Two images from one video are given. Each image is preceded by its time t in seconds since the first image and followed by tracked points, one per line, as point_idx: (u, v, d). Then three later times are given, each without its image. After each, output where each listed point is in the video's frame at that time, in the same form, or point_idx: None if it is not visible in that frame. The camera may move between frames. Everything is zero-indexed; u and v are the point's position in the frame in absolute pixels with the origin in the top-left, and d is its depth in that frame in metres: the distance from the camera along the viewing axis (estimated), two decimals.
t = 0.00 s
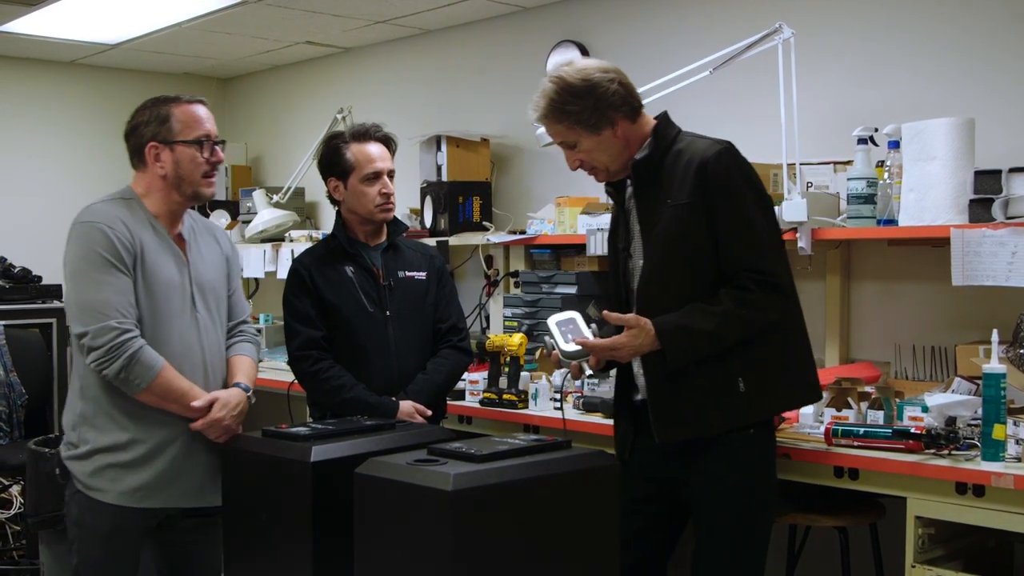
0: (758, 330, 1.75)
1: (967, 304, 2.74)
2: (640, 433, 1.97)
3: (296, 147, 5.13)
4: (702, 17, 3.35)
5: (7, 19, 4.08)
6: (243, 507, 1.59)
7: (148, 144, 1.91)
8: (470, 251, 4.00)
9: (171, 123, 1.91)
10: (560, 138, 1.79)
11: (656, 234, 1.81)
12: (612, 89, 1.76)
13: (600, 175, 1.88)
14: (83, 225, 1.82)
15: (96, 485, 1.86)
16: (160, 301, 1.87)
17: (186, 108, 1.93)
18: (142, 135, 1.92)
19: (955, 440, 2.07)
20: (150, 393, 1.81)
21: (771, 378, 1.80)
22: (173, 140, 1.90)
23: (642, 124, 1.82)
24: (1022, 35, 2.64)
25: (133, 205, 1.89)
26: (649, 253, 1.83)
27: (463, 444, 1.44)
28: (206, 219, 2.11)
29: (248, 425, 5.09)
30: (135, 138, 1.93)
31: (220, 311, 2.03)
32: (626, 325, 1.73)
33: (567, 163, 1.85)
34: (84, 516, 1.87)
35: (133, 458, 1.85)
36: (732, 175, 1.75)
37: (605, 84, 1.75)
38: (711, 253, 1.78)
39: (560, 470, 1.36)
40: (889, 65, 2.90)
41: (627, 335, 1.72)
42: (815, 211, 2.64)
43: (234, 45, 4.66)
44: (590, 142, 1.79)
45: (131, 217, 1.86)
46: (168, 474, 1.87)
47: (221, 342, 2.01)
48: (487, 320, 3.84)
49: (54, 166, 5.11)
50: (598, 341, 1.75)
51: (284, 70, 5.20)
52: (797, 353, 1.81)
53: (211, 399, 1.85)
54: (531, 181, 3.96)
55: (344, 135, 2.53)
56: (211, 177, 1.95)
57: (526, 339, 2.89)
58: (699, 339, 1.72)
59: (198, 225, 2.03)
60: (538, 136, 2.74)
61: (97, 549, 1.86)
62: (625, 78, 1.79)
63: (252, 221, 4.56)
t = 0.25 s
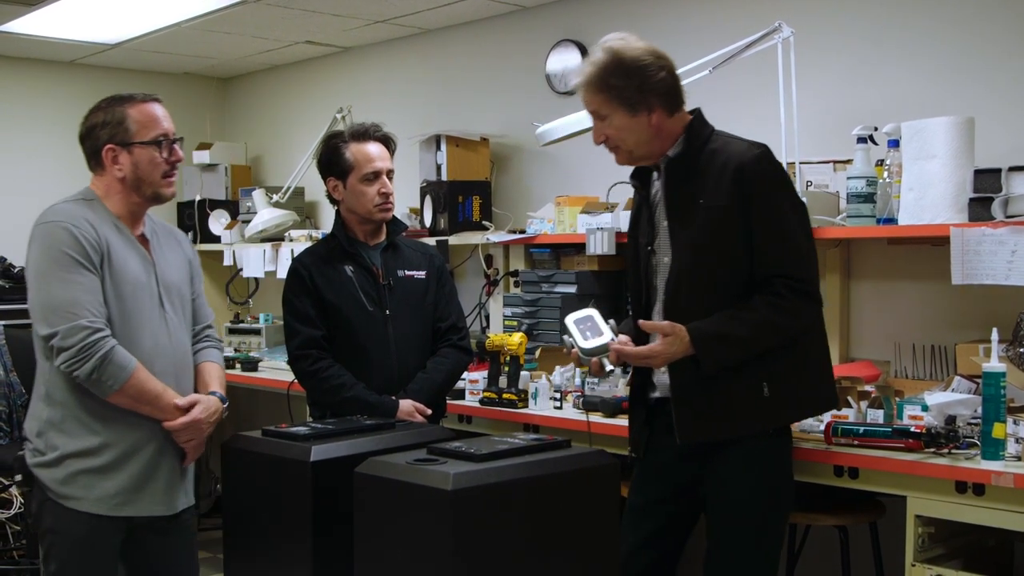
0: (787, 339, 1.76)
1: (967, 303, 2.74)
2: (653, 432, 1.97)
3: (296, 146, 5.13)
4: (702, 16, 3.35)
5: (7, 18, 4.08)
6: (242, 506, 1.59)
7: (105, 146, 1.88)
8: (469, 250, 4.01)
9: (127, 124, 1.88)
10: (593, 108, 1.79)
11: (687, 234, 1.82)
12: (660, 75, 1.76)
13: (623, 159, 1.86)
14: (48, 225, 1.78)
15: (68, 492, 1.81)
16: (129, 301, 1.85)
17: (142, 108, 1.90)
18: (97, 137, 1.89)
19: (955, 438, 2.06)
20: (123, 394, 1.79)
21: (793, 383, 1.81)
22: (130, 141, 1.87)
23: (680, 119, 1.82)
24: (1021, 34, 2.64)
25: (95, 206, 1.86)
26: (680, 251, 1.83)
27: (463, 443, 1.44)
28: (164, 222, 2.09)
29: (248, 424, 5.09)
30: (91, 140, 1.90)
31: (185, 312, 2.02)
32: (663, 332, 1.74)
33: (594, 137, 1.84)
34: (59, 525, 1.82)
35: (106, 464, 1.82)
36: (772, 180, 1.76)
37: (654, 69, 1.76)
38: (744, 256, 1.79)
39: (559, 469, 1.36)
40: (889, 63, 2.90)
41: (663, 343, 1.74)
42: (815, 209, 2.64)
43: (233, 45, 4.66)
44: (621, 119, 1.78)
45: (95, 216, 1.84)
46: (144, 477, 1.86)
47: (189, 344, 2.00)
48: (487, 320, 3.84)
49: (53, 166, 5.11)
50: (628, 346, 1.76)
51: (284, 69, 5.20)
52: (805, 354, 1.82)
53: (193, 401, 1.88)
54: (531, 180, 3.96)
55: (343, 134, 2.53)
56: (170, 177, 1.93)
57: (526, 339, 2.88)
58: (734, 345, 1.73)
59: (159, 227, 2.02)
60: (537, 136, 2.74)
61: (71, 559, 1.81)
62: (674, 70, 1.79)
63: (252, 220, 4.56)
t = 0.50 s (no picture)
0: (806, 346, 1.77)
1: (966, 303, 2.74)
2: (661, 429, 1.98)
3: (296, 145, 5.13)
4: (700, 16, 3.35)
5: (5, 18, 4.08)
6: (240, 507, 1.59)
7: (70, 149, 1.87)
8: (468, 250, 4.01)
9: (92, 126, 1.87)
10: (642, 77, 1.80)
11: (716, 233, 1.83)
12: (716, 65, 1.79)
13: (653, 138, 1.87)
14: (24, 226, 1.77)
15: (48, 498, 1.80)
16: (108, 301, 1.85)
17: (108, 108, 1.90)
18: (63, 140, 1.88)
19: (954, 438, 2.06)
20: (105, 395, 1.78)
21: (808, 387, 1.83)
22: (96, 142, 1.86)
23: (723, 116, 1.84)
24: (1019, 34, 2.64)
25: (67, 207, 1.85)
26: (707, 249, 1.85)
27: (463, 443, 1.44)
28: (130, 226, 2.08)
29: (247, 424, 5.08)
30: (57, 143, 1.89)
31: (158, 315, 2.01)
32: (692, 329, 1.74)
33: (632, 106, 1.86)
34: (34, 531, 1.81)
35: (84, 468, 1.81)
36: (807, 188, 1.78)
37: (712, 57, 1.78)
38: (771, 259, 1.80)
39: (558, 468, 1.36)
40: (887, 63, 2.90)
41: (693, 341, 1.74)
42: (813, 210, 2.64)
43: (233, 44, 4.65)
44: (663, 96, 1.80)
45: (71, 216, 1.83)
46: (124, 480, 1.85)
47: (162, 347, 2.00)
48: (486, 320, 3.84)
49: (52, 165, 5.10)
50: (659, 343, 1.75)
51: (283, 69, 5.20)
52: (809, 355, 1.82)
53: (176, 401, 1.89)
54: (530, 180, 3.96)
55: (342, 134, 2.53)
56: (139, 177, 1.92)
57: (525, 339, 2.92)
58: (759, 348, 1.74)
59: (127, 231, 2.01)
60: (536, 135, 2.74)
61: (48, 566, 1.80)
62: (729, 67, 1.82)
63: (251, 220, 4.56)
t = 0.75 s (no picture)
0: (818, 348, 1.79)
1: (963, 304, 2.74)
2: (662, 423, 1.99)
3: (294, 146, 5.13)
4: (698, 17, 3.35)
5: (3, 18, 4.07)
6: (239, 507, 1.59)
7: (58, 146, 1.87)
8: (467, 251, 4.01)
9: (80, 122, 1.88)
10: (681, 70, 1.84)
11: (737, 231, 1.85)
12: (754, 65, 1.83)
13: (685, 132, 1.91)
14: (10, 232, 1.76)
15: (40, 501, 1.80)
16: (97, 304, 1.85)
17: (95, 104, 1.91)
18: (49, 138, 1.88)
19: (951, 438, 2.06)
20: (96, 400, 1.79)
21: (816, 389, 1.84)
22: (83, 138, 1.87)
23: (754, 118, 1.87)
24: (1017, 35, 2.64)
25: (53, 209, 1.85)
26: (728, 246, 1.86)
27: (461, 444, 1.45)
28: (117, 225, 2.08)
29: (245, 424, 5.08)
30: (44, 141, 1.89)
31: (147, 314, 2.02)
32: (708, 325, 1.74)
33: (666, 98, 1.89)
34: (29, 533, 1.80)
35: (79, 470, 1.81)
36: (830, 196, 1.80)
37: (751, 57, 1.82)
38: (792, 263, 1.82)
39: (556, 468, 1.36)
40: (885, 64, 2.91)
41: (708, 337, 1.74)
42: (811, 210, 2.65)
43: (232, 45, 4.65)
44: (698, 91, 1.83)
45: (56, 220, 1.83)
46: (118, 481, 1.85)
47: (152, 345, 2.00)
48: (484, 320, 3.84)
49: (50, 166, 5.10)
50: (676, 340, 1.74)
51: (281, 69, 5.20)
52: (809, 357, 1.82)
53: (169, 404, 1.89)
54: (528, 181, 3.97)
55: (339, 135, 2.53)
56: (126, 174, 1.93)
57: (522, 338, 2.89)
58: (772, 347, 1.75)
59: (113, 230, 2.01)
60: (534, 135, 2.74)
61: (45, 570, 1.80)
62: (767, 70, 1.86)
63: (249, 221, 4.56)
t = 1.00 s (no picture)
0: (814, 351, 1.79)
1: (954, 305, 2.75)
2: (654, 422, 2.00)
3: (287, 149, 5.13)
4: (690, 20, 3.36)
5: None
6: (231, 510, 1.59)
7: (61, 149, 1.90)
8: (459, 254, 4.01)
9: (83, 127, 1.90)
10: (697, 74, 1.84)
11: (743, 234, 1.85)
12: (769, 73, 1.83)
13: (697, 137, 1.91)
14: (11, 241, 1.79)
15: (49, 501, 1.83)
16: (100, 309, 1.87)
17: (97, 109, 1.93)
18: (53, 141, 1.91)
19: (942, 439, 2.08)
20: (101, 404, 1.81)
21: (815, 393, 1.83)
22: (87, 142, 1.90)
23: (767, 124, 1.88)
24: (1006, 38, 2.66)
25: (56, 215, 1.88)
26: (734, 248, 1.87)
27: (453, 446, 1.45)
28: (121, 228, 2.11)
29: (238, 428, 5.07)
30: (47, 144, 1.92)
31: (153, 315, 2.04)
32: (710, 324, 1.75)
33: (680, 102, 1.90)
34: (39, 533, 1.84)
35: (86, 471, 1.85)
36: (837, 205, 1.81)
37: (766, 65, 1.83)
38: (798, 269, 1.83)
39: (548, 470, 1.36)
40: (876, 67, 2.92)
41: (710, 336, 1.76)
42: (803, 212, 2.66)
43: (224, 48, 4.65)
44: (713, 96, 1.84)
45: (57, 227, 1.85)
46: (124, 482, 1.88)
47: (159, 346, 2.03)
48: (477, 323, 3.84)
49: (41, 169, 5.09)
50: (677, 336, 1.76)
51: (273, 72, 5.20)
52: (802, 361, 1.82)
53: (174, 404, 1.91)
54: (521, 183, 3.97)
55: (331, 138, 2.53)
56: (129, 179, 1.95)
57: (515, 341, 2.92)
58: (769, 350, 1.76)
59: (116, 232, 2.03)
60: (526, 139, 2.74)
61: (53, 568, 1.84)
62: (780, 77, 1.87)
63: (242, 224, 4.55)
